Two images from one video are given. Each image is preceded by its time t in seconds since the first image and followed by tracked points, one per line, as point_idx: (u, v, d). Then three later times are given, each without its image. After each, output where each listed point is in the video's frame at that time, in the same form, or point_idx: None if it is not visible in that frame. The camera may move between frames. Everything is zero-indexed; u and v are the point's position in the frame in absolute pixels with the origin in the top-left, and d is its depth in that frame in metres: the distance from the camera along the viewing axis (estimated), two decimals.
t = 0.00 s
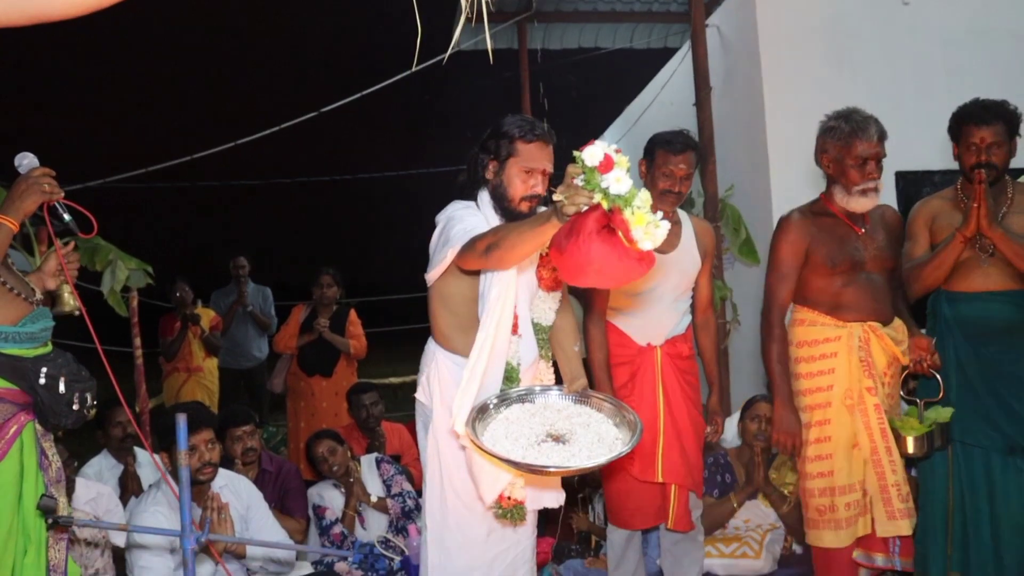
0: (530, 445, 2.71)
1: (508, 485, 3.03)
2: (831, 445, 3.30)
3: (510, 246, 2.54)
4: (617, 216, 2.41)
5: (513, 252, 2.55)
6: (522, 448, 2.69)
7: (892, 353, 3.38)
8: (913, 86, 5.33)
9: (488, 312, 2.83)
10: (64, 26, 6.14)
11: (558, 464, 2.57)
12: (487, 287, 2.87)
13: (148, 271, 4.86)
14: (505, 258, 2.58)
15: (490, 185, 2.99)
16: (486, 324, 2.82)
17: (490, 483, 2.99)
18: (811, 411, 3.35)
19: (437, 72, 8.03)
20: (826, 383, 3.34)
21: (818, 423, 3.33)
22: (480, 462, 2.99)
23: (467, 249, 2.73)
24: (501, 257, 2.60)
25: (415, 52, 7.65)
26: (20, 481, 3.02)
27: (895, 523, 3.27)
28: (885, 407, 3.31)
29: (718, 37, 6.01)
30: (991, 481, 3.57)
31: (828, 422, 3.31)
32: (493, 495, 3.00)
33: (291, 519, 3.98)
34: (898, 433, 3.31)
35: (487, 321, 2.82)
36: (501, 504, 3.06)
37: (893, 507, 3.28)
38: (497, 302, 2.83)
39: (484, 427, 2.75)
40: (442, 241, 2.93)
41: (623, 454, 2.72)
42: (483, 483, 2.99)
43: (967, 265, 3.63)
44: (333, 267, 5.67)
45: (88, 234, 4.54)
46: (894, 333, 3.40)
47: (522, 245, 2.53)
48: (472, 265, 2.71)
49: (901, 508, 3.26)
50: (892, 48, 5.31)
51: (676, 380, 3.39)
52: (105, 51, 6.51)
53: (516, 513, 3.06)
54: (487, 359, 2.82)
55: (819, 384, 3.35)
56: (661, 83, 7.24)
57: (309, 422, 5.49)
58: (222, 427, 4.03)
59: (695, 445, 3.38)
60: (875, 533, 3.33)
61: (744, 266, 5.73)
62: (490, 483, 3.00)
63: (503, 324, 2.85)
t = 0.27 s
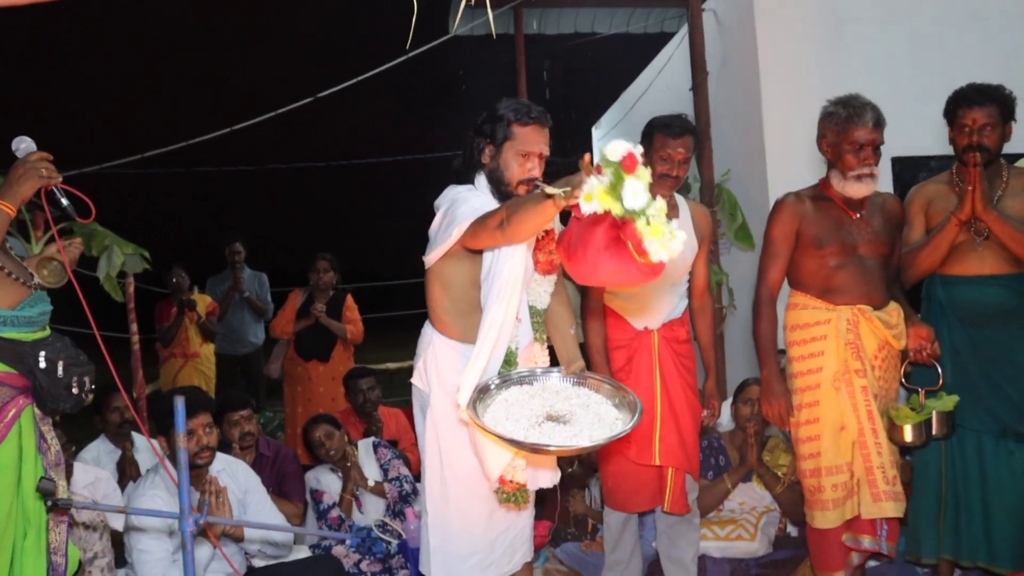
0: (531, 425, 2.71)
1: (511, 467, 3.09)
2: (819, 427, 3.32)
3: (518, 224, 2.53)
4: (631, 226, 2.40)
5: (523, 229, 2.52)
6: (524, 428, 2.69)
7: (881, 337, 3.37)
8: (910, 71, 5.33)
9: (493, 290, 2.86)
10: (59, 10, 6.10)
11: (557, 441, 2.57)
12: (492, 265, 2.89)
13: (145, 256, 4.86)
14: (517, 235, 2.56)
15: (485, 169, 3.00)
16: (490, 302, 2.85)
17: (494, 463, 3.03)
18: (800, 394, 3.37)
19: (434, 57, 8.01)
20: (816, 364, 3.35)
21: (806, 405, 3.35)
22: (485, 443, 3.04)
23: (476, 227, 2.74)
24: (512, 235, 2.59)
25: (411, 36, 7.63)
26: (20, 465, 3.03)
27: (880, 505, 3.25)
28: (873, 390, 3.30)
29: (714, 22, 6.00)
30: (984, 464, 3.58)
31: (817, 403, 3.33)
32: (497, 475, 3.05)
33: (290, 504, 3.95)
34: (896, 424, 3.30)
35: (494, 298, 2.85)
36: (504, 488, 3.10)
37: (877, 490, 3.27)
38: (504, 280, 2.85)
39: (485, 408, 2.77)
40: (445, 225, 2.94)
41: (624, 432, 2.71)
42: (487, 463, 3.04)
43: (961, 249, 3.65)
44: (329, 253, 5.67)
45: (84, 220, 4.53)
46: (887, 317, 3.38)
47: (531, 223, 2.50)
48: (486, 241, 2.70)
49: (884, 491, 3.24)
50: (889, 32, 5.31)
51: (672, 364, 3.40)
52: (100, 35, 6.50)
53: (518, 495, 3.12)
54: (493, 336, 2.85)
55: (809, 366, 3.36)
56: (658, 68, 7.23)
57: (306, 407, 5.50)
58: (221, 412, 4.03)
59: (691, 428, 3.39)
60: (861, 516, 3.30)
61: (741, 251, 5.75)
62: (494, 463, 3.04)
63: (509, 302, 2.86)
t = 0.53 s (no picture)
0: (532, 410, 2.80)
1: (503, 447, 3.09)
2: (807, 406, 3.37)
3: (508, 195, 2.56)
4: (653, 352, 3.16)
5: (513, 200, 2.55)
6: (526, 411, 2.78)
7: (869, 317, 3.38)
8: (899, 55, 5.35)
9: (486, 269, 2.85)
10: None
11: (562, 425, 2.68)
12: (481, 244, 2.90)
13: (134, 240, 4.84)
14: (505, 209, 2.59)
15: (474, 150, 3.00)
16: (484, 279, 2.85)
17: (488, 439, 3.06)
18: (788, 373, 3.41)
19: (423, 41, 7.97)
20: (804, 345, 3.39)
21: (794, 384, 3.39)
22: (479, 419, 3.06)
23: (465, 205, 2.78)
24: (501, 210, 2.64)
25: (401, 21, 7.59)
26: (9, 445, 3.05)
27: (853, 483, 3.29)
28: (857, 370, 3.33)
29: (704, 6, 5.99)
30: (968, 445, 3.62)
31: (804, 383, 3.37)
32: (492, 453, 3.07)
33: (280, 486, 4.02)
34: (886, 404, 3.34)
35: (489, 274, 2.84)
36: (494, 467, 3.10)
37: (852, 468, 3.30)
38: (498, 255, 2.85)
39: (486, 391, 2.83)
40: (431, 205, 2.97)
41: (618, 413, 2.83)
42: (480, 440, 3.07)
43: (948, 231, 3.67)
44: (318, 237, 5.66)
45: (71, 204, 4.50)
46: (874, 297, 3.39)
47: (521, 193, 2.55)
48: (474, 221, 2.73)
49: (859, 470, 3.27)
50: (878, 17, 5.32)
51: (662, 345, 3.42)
52: (87, 18, 6.44)
53: (508, 477, 3.11)
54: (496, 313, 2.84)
55: (798, 346, 3.40)
56: (648, 52, 7.22)
57: (296, 391, 5.51)
58: (211, 394, 4.02)
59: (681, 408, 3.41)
60: (837, 496, 3.32)
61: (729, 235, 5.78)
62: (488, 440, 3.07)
63: (504, 277, 2.86)
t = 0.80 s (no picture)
0: (530, 371, 2.82)
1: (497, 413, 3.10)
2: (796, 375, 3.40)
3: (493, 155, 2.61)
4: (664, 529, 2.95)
5: (500, 159, 2.60)
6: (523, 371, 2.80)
7: (861, 285, 3.39)
8: (895, 30, 5.34)
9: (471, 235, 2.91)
10: None
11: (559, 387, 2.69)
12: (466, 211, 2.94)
13: (127, 213, 4.82)
14: (487, 175, 2.65)
15: (465, 118, 3.00)
16: (471, 245, 2.91)
17: (482, 406, 3.07)
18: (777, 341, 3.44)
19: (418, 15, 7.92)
20: (795, 315, 3.42)
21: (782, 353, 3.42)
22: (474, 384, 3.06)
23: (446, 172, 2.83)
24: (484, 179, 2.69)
25: None
26: (5, 412, 3.05)
27: (837, 452, 3.33)
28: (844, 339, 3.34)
29: None
30: (959, 415, 3.66)
31: (795, 352, 3.40)
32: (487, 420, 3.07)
33: (274, 455, 4.07)
34: (881, 367, 3.32)
35: (477, 240, 2.91)
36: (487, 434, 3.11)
37: (836, 437, 3.34)
38: (483, 220, 2.90)
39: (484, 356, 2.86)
40: (420, 172, 2.98)
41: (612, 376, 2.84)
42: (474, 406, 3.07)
43: (941, 204, 3.69)
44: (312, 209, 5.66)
45: (64, 176, 4.47)
46: (866, 266, 3.40)
47: (507, 153, 2.59)
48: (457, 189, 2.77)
49: (843, 438, 3.32)
50: None
51: (654, 312, 3.46)
52: None
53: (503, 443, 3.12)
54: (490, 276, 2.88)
55: (789, 317, 3.43)
56: (643, 26, 7.19)
57: (291, 362, 5.53)
58: (207, 364, 4.03)
59: (673, 377, 3.44)
60: (826, 463, 3.37)
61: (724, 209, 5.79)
62: (482, 406, 3.07)
63: (491, 243, 2.91)
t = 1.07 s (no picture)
0: (523, 326, 2.82)
1: (494, 368, 3.11)
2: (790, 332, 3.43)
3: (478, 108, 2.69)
4: None
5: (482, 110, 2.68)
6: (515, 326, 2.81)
7: (854, 243, 3.43)
8: None
9: (462, 191, 2.97)
10: None
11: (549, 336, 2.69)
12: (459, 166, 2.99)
13: (121, 172, 4.79)
14: (468, 123, 2.73)
15: (457, 72, 2.99)
16: (462, 201, 2.97)
17: (478, 361, 3.07)
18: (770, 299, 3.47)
19: None
20: (788, 274, 3.45)
21: (776, 311, 3.46)
22: (469, 339, 3.06)
23: (433, 125, 2.89)
24: (461, 132, 2.77)
25: None
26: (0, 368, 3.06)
27: (829, 408, 3.38)
28: (836, 297, 3.38)
29: None
30: (951, 374, 3.69)
31: (788, 310, 3.43)
32: (483, 375, 3.07)
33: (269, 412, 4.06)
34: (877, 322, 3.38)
35: (468, 197, 2.97)
36: (483, 388, 3.11)
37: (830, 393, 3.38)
38: (473, 176, 2.96)
39: (478, 313, 2.88)
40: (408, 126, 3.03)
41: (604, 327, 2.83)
42: (470, 361, 3.07)
43: (937, 163, 3.69)
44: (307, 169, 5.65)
45: (56, 134, 4.43)
46: (858, 224, 3.44)
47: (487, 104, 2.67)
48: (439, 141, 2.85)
49: (834, 394, 3.37)
50: None
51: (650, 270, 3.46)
52: None
53: (499, 396, 3.13)
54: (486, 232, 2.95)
55: (781, 275, 3.45)
56: None
57: (286, 321, 5.56)
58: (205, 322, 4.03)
59: (668, 334, 3.46)
60: (818, 419, 3.42)
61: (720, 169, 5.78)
62: (478, 360, 3.07)
63: (483, 199, 2.97)
